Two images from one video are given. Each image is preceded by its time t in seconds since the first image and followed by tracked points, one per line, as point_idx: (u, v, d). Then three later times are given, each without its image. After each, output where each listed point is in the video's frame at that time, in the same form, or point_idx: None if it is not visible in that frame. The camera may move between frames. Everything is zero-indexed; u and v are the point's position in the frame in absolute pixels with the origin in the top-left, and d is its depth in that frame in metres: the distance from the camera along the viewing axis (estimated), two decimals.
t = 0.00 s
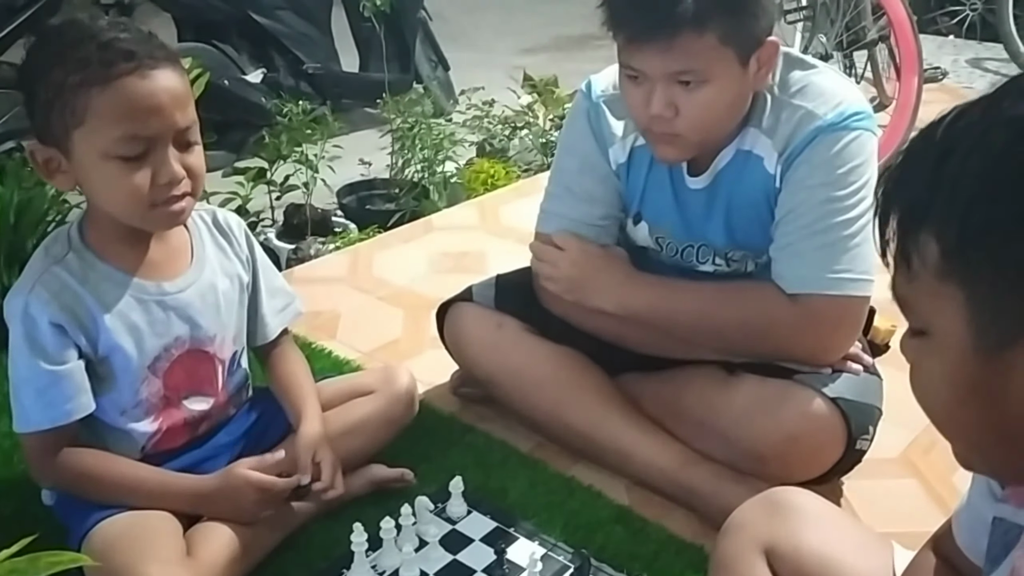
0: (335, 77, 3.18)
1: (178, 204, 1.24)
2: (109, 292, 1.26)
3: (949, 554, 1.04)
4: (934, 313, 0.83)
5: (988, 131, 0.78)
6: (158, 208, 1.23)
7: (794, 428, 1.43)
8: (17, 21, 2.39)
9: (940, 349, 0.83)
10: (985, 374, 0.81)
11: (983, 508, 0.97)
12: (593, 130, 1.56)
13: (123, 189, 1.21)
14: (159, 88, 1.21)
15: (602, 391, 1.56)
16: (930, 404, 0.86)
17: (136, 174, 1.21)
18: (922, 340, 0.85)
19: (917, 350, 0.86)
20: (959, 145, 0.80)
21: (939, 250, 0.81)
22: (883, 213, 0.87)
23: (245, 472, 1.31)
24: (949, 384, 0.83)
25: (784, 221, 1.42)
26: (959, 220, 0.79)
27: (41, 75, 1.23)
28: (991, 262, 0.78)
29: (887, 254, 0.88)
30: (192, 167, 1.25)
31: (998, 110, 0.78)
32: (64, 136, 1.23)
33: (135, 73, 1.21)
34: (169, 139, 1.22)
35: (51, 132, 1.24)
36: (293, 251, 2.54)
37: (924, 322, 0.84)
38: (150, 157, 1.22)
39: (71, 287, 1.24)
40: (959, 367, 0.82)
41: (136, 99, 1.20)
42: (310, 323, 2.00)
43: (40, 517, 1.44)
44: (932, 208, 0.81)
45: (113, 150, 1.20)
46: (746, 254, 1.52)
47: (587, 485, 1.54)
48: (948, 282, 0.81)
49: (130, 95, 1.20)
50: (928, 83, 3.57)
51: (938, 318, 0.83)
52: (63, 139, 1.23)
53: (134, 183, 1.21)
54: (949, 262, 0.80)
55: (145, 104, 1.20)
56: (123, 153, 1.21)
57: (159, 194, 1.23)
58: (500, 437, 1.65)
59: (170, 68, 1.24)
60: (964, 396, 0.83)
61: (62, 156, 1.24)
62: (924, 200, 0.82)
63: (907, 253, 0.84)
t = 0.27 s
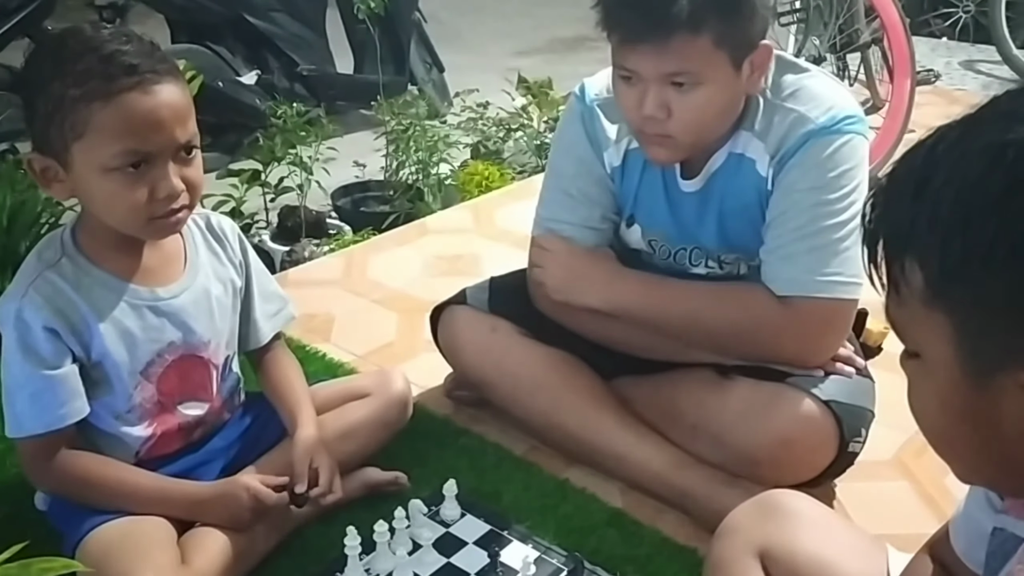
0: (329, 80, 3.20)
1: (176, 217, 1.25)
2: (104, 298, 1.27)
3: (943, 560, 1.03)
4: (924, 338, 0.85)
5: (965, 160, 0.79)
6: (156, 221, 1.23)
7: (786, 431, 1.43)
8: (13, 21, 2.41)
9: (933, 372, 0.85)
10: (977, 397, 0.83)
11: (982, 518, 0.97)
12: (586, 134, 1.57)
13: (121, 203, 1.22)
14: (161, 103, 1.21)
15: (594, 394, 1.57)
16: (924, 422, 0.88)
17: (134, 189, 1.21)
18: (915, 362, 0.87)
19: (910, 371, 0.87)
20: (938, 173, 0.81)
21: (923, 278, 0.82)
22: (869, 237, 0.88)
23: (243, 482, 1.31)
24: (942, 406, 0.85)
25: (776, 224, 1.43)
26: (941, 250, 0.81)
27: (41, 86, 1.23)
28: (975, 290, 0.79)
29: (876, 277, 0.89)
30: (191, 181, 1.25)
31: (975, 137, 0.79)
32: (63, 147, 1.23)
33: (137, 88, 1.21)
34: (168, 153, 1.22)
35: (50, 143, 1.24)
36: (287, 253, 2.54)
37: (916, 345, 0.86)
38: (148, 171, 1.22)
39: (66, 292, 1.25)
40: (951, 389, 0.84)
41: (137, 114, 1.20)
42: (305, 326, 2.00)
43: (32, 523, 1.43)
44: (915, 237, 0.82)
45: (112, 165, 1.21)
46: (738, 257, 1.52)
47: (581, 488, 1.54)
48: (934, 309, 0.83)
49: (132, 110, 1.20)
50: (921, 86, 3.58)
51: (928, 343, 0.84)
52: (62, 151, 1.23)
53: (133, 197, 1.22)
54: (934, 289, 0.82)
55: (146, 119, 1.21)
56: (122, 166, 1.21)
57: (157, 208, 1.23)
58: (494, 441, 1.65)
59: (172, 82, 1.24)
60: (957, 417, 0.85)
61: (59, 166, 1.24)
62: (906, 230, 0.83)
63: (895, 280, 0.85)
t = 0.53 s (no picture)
0: (320, 82, 3.20)
1: (171, 231, 1.25)
2: (101, 305, 1.27)
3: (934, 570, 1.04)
4: (921, 363, 0.86)
5: (956, 188, 0.81)
6: (151, 235, 1.24)
7: (775, 437, 1.44)
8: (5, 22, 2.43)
9: (931, 396, 0.86)
10: (978, 422, 0.84)
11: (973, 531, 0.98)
12: (575, 139, 1.57)
13: (117, 216, 1.21)
14: (161, 119, 1.22)
15: (584, 399, 1.57)
16: (926, 448, 0.89)
17: (131, 203, 1.21)
18: (912, 386, 0.88)
19: (910, 396, 0.88)
20: (930, 200, 0.82)
21: (920, 305, 0.84)
22: (862, 266, 0.90)
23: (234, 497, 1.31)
24: (944, 431, 0.86)
25: (765, 230, 1.43)
26: (935, 277, 0.82)
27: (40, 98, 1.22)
28: (970, 316, 0.81)
29: (870, 303, 0.91)
30: (187, 196, 1.25)
31: (965, 165, 0.81)
32: (60, 159, 1.22)
33: (138, 104, 1.21)
34: (166, 169, 1.23)
35: (46, 153, 1.23)
36: (278, 257, 2.53)
37: (914, 370, 0.87)
38: (145, 186, 1.22)
39: (62, 298, 1.24)
40: (953, 415, 0.85)
41: (136, 130, 1.20)
42: (295, 331, 2.00)
43: (21, 530, 1.43)
44: (909, 264, 0.84)
45: (110, 179, 1.21)
46: (727, 262, 1.53)
47: (571, 494, 1.54)
48: (931, 335, 0.84)
49: (131, 125, 1.20)
50: (911, 89, 3.60)
51: (926, 368, 0.85)
52: (58, 162, 1.22)
53: (129, 211, 1.21)
54: (931, 315, 0.83)
55: (145, 135, 1.21)
56: (119, 181, 1.21)
57: (153, 223, 1.23)
58: (485, 446, 1.65)
59: (174, 98, 1.24)
60: (959, 442, 0.86)
61: (55, 177, 1.24)
62: (899, 257, 0.84)
63: (890, 305, 0.87)
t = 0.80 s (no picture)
0: (312, 82, 3.19)
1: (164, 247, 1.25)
2: (97, 310, 1.27)
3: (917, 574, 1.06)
4: (913, 375, 0.87)
5: (950, 202, 0.81)
6: (143, 249, 1.24)
7: (763, 440, 1.45)
8: None
9: (923, 409, 0.87)
10: (974, 431, 0.84)
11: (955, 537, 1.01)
12: (564, 144, 1.57)
13: (111, 229, 1.22)
14: (161, 139, 1.22)
15: (573, 402, 1.58)
16: (918, 459, 0.90)
17: (125, 217, 1.21)
18: (903, 397, 0.89)
19: (903, 407, 0.90)
20: (921, 213, 0.83)
21: (914, 317, 0.85)
22: (854, 274, 0.90)
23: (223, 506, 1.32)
24: (938, 441, 0.87)
25: (754, 236, 1.44)
26: (930, 289, 0.83)
27: (43, 108, 1.23)
28: (967, 326, 0.81)
29: (860, 316, 0.92)
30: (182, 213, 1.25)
31: (957, 178, 0.82)
32: (58, 169, 1.22)
33: (140, 123, 1.21)
34: (162, 187, 1.22)
35: (45, 161, 1.23)
36: (269, 259, 2.53)
37: (906, 383, 0.88)
38: (141, 201, 1.22)
39: (59, 303, 1.25)
40: (947, 425, 0.86)
41: (135, 147, 1.20)
42: (286, 333, 2.00)
43: (10, 535, 1.42)
44: (903, 277, 0.85)
45: (106, 193, 1.21)
46: (715, 266, 1.54)
47: (561, 497, 1.55)
48: (926, 347, 0.85)
49: (130, 142, 1.20)
50: (900, 91, 3.61)
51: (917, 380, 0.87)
52: (56, 171, 1.23)
53: (123, 225, 1.22)
54: (925, 330, 0.84)
55: (143, 152, 1.21)
56: (114, 195, 1.21)
57: (146, 238, 1.23)
58: (475, 449, 1.66)
59: (179, 118, 1.25)
60: (953, 452, 0.87)
61: (53, 185, 1.24)
62: (892, 270, 0.85)
63: (883, 319, 0.88)
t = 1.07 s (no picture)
0: (306, 84, 3.19)
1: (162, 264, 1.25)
2: (97, 325, 1.27)
3: None
4: (904, 393, 0.87)
5: (942, 223, 0.82)
6: (142, 266, 1.24)
7: (756, 451, 1.45)
8: None
9: (913, 426, 0.87)
10: (963, 451, 0.85)
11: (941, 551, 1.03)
12: (559, 154, 1.58)
13: (112, 246, 1.22)
14: (165, 160, 1.22)
15: (568, 411, 1.58)
16: (908, 477, 0.90)
17: (125, 234, 1.21)
18: (894, 415, 0.90)
19: (893, 425, 0.90)
20: (914, 234, 0.84)
21: (906, 336, 0.85)
22: (845, 296, 0.91)
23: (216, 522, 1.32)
24: (927, 460, 0.87)
25: (752, 248, 1.44)
26: (923, 309, 0.83)
27: (50, 124, 1.23)
28: (959, 347, 0.82)
29: (852, 333, 0.92)
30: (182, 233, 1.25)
31: (950, 199, 0.82)
32: (60, 185, 1.22)
33: (145, 144, 1.21)
34: (163, 207, 1.22)
35: (48, 176, 1.23)
36: (264, 264, 2.53)
37: (897, 401, 0.88)
38: (142, 220, 1.22)
39: (60, 316, 1.25)
40: (937, 444, 0.86)
41: (139, 167, 1.20)
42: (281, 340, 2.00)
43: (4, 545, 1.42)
44: (895, 297, 0.85)
45: (107, 213, 1.21)
46: (710, 276, 1.54)
47: (555, 506, 1.55)
48: (918, 366, 0.85)
49: (135, 162, 1.20)
50: (894, 95, 3.62)
51: (908, 398, 0.87)
52: (59, 187, 1.23)
53: (123, 242, 1.22)
54: (918, 349, 0.85)
55: (146, 173, 1.21)
56: (115, 213, 1.21)
57: (145, 255, 1.23)
58: (470, 458, 1.66)
59: (184, 142, 1.24)
60: (942, 471, 0.87)
61: (55, 200, 1.24)
62: (884, 291, 0.86)
63: (875, 338, 0.88)
